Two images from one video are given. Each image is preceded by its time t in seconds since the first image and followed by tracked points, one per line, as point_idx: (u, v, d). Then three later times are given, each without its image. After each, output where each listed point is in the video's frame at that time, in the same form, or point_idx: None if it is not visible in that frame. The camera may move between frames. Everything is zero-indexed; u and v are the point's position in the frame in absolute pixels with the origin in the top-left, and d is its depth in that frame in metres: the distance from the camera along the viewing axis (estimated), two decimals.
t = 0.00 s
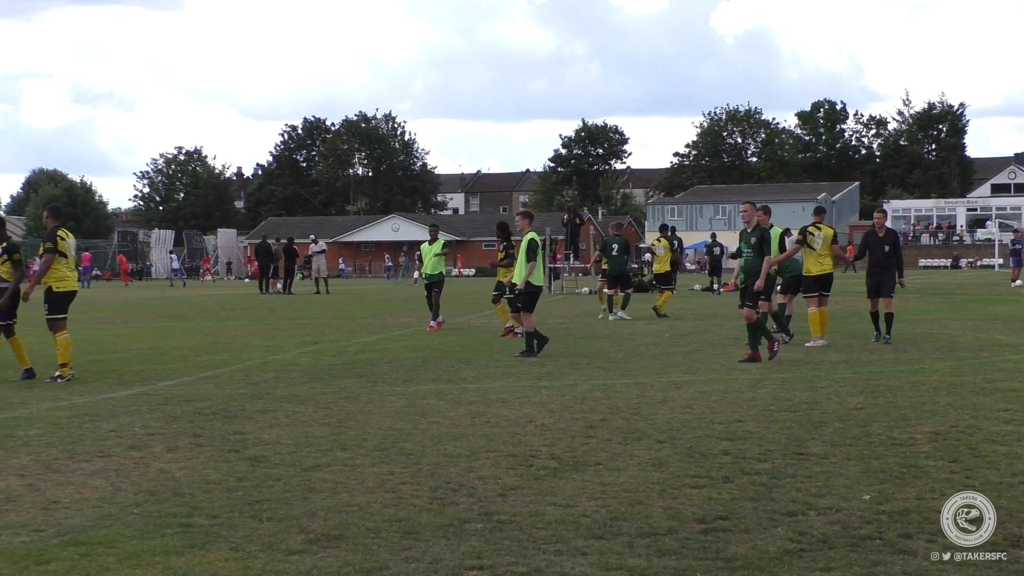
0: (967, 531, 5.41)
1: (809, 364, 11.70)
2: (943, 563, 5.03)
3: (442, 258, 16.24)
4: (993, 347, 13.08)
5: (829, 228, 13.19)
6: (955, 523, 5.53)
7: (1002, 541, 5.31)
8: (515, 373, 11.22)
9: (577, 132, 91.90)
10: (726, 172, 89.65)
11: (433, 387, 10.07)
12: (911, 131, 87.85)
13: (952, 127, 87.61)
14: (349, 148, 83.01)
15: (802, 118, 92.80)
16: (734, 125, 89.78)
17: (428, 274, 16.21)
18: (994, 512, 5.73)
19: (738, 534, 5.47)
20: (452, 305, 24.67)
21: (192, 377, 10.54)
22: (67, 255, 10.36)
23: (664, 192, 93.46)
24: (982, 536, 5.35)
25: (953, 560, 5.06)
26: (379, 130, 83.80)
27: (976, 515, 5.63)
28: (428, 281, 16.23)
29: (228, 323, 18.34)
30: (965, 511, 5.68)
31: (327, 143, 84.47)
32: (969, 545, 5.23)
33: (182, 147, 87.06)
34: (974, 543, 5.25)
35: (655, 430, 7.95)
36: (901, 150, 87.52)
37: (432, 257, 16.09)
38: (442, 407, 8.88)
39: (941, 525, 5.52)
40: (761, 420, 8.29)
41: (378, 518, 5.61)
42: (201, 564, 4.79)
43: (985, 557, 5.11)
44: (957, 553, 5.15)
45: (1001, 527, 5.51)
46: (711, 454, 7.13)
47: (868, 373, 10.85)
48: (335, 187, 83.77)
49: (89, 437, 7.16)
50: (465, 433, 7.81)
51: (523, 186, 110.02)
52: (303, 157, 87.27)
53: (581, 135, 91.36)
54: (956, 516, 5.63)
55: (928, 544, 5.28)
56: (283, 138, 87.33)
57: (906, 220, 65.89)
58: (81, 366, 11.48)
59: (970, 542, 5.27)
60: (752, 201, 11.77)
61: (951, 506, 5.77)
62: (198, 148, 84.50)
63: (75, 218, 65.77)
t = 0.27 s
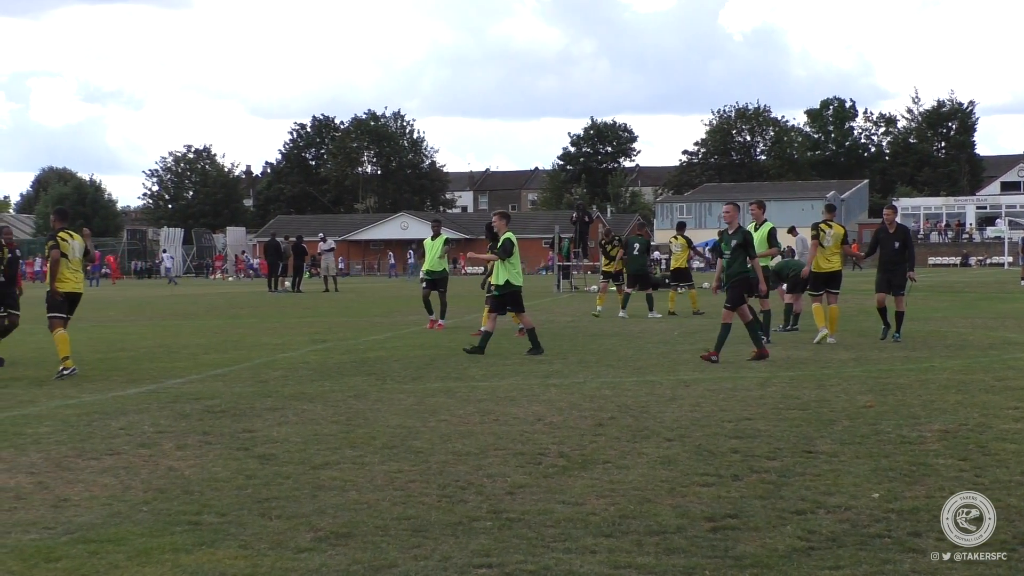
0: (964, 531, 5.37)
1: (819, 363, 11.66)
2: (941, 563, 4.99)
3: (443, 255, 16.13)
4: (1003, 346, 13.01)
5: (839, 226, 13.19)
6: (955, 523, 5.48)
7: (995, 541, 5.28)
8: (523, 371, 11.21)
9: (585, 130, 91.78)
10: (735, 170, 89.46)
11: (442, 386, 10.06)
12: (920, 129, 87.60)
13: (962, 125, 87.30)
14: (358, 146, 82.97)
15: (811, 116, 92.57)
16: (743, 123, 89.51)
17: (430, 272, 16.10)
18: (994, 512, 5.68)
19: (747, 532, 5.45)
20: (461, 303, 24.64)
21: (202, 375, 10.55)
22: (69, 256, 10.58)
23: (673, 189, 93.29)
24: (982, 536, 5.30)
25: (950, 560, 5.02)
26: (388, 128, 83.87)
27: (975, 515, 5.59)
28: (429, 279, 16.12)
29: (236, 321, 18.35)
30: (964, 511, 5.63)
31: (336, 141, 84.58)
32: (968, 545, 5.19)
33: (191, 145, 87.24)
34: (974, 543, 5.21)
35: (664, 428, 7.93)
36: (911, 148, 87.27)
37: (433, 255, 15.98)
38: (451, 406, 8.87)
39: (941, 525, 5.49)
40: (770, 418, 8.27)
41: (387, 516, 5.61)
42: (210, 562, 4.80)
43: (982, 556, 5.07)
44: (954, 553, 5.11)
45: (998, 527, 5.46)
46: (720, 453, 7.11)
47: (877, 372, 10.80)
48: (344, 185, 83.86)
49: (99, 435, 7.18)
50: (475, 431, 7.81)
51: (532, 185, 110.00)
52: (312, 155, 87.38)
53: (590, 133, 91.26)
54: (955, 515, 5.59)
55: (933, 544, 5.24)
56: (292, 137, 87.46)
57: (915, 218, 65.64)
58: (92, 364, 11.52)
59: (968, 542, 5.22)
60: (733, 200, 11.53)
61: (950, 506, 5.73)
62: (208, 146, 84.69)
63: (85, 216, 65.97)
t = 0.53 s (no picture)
0: (964, 531, 5.33)
1: (828, 362, 11.61)
2: (942, 563, 4.96)
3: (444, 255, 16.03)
4: (1013, 345, 12.95)
5: (847, 225, 13.15)
6: (954, 523, 5.44)
7: (995, 540, 5.25)
8: (532, 370, 11.20)
9: (594, 129, 91.68)
10: (744, 169, 89.27)
11: (450, 384, 10.06)
12: (930, 128, 87.39)
13: (971, 124, 87.03)
14: (367, 144, 82.97)
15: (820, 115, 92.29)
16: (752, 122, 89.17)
17: (431, 273, 16.00)
18: (993, 512, 5.65)
19: (755, 531, 5.43)
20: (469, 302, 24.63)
21: (211, 373, 10.56)
22: (74, 251, 10.65)
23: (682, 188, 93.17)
24: (981, 536, 5.27)
25: (948, 560, 4.98)
26: (397, 126, 83.93)
27: (975, 515, 5.55)
28: (431, 280, 16.03)
29: (245, 320, 18.34)
30: (964, 511, 5.60)
31: (345, 139, 84.66)
32: (967, 546, 5.15)
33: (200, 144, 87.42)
34: (972, 543, 5.17)
35: (673, 427, 7.91)
36: (920, 147, 87.05)
37: (434, 256, 15.88)
38: (459, 404, 8.87)
39: (940, 525, 5.45)
40: (779, 417, 8.24)
41: (395, 514, 5.60)
42: (218, 560, 4.80)
43: (983, 556, 5.04)
44: (955, 553, 5.07)
45: (998, 527, 5.43)
46: (728, 451, 7.09)
47: (886, 370, 10.76)
48: (353, 183, 83.97)
49: (107, 432, 7.20)
50: (483, 429, 7.79)
51: (541, 183, 109.95)
52: (321, 153, 87.49)
53: (599, 132, 91.17)
54: (955, 515, 5.55)
55: (937, 543, 5.21)
56: (301, 135, 87.57)
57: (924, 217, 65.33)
58: (103, 361, 11.56)
59: (968, 542, 5.19)
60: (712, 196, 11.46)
61: (950, 507, 5.69)
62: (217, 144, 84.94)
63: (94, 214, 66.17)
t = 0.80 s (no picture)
0: (964, 531, 5.30)
1: (837, 361, 11.55)
2: (942, 563, 4.93)
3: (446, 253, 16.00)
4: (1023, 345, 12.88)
5: (849, 225, 13.02)
6: (954, 523, 5.41)
7: (997, 541, 5.21)
8: (541, 368, 11.18)
9: (605, 128, 91.55)
10: (754, 168, 89.05)
11: (459, 382, 10.06)
12: (941, 128, 87.11)
13: (983, 123, 86.74)
14: (377, 143, 83.11)
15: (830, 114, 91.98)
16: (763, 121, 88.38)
17: (433, 270, 16.00)
18: (993, 513, 5.60)
19: (765, 531, 5.40)
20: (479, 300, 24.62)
21: (221, 371, 10.56)
22: (76, 252, 10.68)
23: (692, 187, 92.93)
24: (982, 536, 5.24)
25: (947, 560, 4.95)
26: (408, 125, 83.99)
27: (975, 516, 5.51)
28: (433, 278, 16.04)
29: (255, 318, 18.36)
30: (963, 512, 5.56)
31: (356, 137, 84.80)
32: (964, 546, 5.12)
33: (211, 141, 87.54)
34: (972, 544, 5.14)
35: (682, 426, 7.89)
36: (931, 147, 86.74)
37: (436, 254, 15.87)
38: (468, 402, 8.87)
39: (938, 526, 5.41)
40: (789, 416, 8.21)
41: (404, 513, 5.60)
42: (228, 557, 4.80)
43: (983, 556, 5.00)
44: (954, 553, 5.04)
45: (999, 527, 5.40)
46: (737, 451, 7.07)
47: (896, 370, 10.70)
48: (363, 181, 84.04)
49: (116, 430, 7.21)
50: (492, 428, 7.79)
51: (551, 182, 109.91)
52: (332, 151, 87.61)
53: (610, 131, 91.05)
54: (954, 516, 5.52)
55: (943, 544, 5.17)
56: (311, 133, 87.72)
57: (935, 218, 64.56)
58: (114, 359, 11.59)
59: (968, 542, 5.16)
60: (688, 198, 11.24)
61: (949, 507, 5.65)
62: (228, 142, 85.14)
63: (104, 211, 66.39)
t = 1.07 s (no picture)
0: (967, 531, 5.28)
1: (848, 361, 11.50)
2: (946, 563, 4.89)
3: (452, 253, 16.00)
4: None
5: (848, 223, 12.98)
6: (955, 524, 5.38)
7: (1002, 542, 5.18)
8: (551, 368, 11.16)
9: (615, 128, 91.42)
10: (765, 168, 88.82)
11: (470, 381, 10.04)
12: (952, 127, 86.79)
13: (994, 123, 86.41)
14: (388, 142, 83.22)
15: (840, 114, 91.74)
16: (773, 121, 88.32)
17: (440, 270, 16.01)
18: (995, 513, 5.57)
19: (775, 531, 5.38)
20: (489, 299, 24.61)
21: (230, 370, 10.56)
22: (84, 247, 10.81)
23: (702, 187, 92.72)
24: (982, 537, 5.21)
25: (951, 560, 4.92)
26: (418, 124, 84.08)
27: (975, 516, 5.48)
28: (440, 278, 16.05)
29: (265, 317, 18.38)
30: (966, 512, 5.54)
31: (366, 137, 84.94)
32: (967, 546, 5.09)
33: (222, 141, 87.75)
34: (973, 544, 5.11)
35: (692, 426, 7.86)
36: (942, 146, 86.40)
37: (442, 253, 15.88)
38: (478, 402, 8.86)
39: (939, 526, 5.38)
40: (799, 416, 8.17)
41: (414, 512, 5.59)
42: (238, 556, 4.80)
43: (985, 557, 4.98)
44: (957, 553, 5.01)
45: (1002, 528, 5.37)
46: (748, 450, 7.04)
47: (907, 370, 10.65)
48: (373, 181, 84.17)
49: (127, 428, 7.22)
50: (502, 428, 7.77)
51: (561, 181, 109.89)
52: (342, 151, 87.76)
53: (620, 130, 90.92)
54: (956, 515, 5.49)
55: (949, 545, 5.13)
56: (322, 133, 87.89)
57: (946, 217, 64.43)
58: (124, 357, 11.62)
59: (971, 542, 5.13)
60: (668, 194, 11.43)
61: (950, 507, 5.62)
62: (238, 141, 85.34)
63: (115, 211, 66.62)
